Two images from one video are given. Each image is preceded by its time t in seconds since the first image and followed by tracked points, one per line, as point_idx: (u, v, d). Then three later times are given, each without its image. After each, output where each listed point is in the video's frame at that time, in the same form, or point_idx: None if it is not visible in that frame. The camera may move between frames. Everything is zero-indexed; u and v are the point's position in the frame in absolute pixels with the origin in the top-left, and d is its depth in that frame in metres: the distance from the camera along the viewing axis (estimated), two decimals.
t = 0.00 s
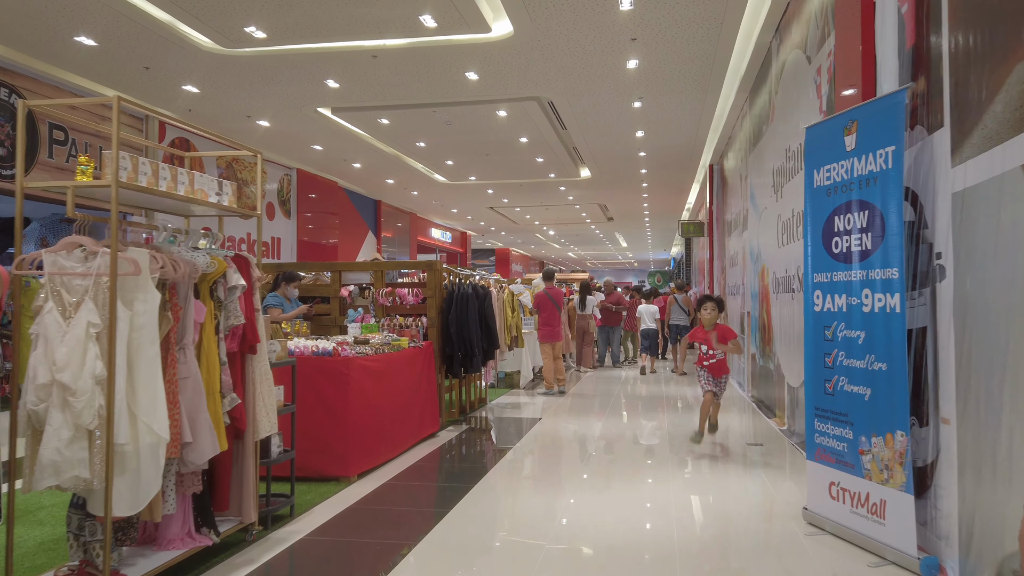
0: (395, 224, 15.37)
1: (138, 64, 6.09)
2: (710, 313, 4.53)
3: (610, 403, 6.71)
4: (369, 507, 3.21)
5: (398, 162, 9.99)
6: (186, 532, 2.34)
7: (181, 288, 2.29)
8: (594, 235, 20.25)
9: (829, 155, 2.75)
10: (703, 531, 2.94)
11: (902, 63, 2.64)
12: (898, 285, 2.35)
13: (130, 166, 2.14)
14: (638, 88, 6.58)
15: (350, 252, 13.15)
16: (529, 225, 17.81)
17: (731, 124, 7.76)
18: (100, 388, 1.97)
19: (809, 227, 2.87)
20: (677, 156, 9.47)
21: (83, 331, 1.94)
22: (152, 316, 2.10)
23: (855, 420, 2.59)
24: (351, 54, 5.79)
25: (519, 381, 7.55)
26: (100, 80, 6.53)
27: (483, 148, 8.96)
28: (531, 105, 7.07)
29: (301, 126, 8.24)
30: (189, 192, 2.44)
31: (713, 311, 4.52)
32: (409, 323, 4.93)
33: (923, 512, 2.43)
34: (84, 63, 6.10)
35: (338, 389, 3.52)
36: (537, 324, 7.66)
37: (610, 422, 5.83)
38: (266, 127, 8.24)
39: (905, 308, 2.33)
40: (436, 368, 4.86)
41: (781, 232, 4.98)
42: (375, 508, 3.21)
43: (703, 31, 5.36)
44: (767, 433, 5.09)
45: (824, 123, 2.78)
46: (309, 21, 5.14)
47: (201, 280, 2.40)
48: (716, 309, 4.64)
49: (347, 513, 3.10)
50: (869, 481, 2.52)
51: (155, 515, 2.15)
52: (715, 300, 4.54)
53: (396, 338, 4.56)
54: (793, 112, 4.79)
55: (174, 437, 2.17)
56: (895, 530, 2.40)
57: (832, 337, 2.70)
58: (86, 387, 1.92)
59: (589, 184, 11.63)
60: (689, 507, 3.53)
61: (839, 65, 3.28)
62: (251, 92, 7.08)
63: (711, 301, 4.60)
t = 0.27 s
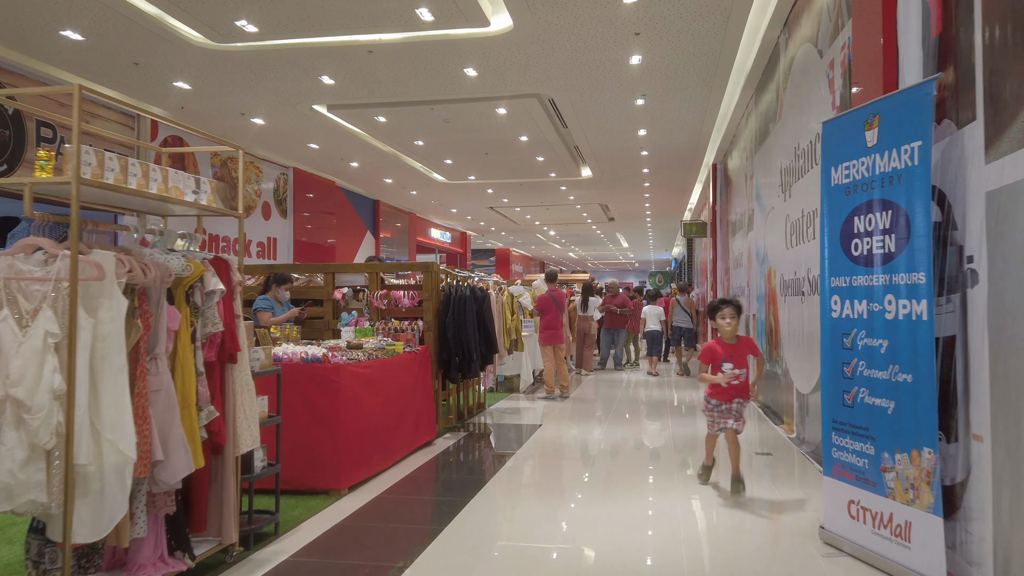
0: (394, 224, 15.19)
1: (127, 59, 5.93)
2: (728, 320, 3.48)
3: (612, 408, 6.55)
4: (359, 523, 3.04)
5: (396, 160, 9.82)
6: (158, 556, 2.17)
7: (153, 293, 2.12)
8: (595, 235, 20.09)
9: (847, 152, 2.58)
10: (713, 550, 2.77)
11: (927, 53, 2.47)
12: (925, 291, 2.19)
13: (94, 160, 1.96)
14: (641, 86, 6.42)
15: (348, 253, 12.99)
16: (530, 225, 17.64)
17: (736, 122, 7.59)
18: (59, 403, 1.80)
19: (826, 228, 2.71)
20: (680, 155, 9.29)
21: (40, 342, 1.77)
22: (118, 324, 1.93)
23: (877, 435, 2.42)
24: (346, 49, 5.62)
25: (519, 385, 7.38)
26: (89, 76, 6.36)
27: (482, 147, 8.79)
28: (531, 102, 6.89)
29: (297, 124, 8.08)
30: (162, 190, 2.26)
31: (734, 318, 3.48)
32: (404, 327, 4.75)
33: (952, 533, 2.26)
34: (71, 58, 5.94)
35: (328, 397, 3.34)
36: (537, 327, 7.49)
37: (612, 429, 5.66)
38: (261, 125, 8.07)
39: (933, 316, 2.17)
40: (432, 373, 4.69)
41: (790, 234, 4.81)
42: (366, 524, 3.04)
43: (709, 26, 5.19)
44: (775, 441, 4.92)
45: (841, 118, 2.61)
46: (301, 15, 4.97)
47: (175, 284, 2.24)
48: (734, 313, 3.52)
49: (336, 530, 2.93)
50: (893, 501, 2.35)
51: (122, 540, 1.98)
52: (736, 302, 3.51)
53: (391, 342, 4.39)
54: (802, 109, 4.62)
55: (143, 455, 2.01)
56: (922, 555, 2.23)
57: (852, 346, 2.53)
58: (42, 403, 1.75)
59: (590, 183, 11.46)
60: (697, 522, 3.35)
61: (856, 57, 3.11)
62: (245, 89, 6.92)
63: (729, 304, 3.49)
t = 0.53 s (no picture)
0: (391, 221, 15.03)
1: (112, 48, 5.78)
2: (765, 317, 2.39)
3: (611, 407, 6.39)
4: (344, 527, 2.88)
5: (392, 156, 9.67)
6: (121, 565, 2.01)
7: (114, 281, 1.97)
8: (595, 234, 19.94)
9: (861, 133, 2.42)
10: (717, 557, 2.61)
11: (947, 27, 2.31)
12: (948, 279, 2.03)
13: (47, 136, 1.81)
14: (640, 77, 6.27)
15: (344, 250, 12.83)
16: (528, 223, 17.48)
17: (737, 116, 7.43)
18: (4, 400, 1.64)
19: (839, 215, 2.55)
20: (680, 150, 9.14)
21: None
22: (71, 314, 1.78)
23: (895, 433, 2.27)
24: (336, 38, 5.47)
25: (516, 384, 7.22)
26: (74, 66, 6.21)
27: (479, 141, 8.64)
28: (528, 94, 6.74)
29: (289, 117, 7.93)
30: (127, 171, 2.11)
31: (778, 318, 2.38)
32: (396, 322, 4.57)
33: (977, 538, 2.10)
34: (55, 47, 5.78)
35: (313, 395, 3.18)
36: (535, 324, 7.32)
37: (611, 429, 5.51)
38: (252, 118, 7.91)
39: (956, 306, 2.01)
40: (425, 370, 4.52)
41: (795, 227, 4.65)
42: (351, 529, 2.88)
43: (711, 13, 5.03)
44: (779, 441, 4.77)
45: (855, 97, 2.45)
46: (290, 1, 4.82)
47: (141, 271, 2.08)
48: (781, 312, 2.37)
49: (319, 535, 2.77)
50: (912, 504, 2.19)
51: (78, 548, 1.83)
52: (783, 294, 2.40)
53: (381, 338, 4.23)
54: (807, 98, 4.47)
55: (101, 455, 1.85)
56: (943, 562, 2.08)
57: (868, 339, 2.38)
58: None
59: (589, 180, 11.30)
60: (700, 527, 3.19)
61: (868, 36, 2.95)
62: (236, 80, 6.78)
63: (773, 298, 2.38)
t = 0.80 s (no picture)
0: (388, 219, 14.87)
1: (96, 35, 5.64)
2: (850, 306, 1.41)
3: (610, 406, 6.22)
4: (321, 534, 2.71)
5: (387, 151, 9.50)
6: None
7: (58, 269, 1.80)
8: (595, 232, 19.76)
9: (876, 111, 2.24)
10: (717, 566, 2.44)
11: None
12: (977, 268, 1.85)
13: None
14: (639, 67, 6.11)
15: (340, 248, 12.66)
16: (527, 221, 17.32)
17: (738, 109, 7.27)
18: None
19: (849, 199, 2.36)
20: (681, 145, 8.97)
21: None
22: (7, 304, 1.59)
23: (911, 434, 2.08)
24: (325, 26, 5.30)
25: (512, 383, 7.06)
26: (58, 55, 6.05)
27: (475, 135, 8.47)
28: (524, 85, 6.57)
29: (281, 110, 7.77)
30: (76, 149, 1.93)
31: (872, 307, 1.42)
32: (385, 318, 4.38)
33: (999, 550, 1.92)
34: (37, 34, 5.63)
35: (291, 394, 3.01)
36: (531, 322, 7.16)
37: (608, 429, 5.33)
38: (243, 110, 7.76)
39: (985, 297, 1.83)
40: (414, 368, 4.35)
41: (799, 220, 4.48)
42: (330, 536, 2.70)
43: None
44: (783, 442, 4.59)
45: (869, 74, 2.27)
46: None
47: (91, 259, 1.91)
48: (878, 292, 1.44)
49: (294, 543, 2.60)
50: (929, 512, 2.02)
51: (14, 564, 1.66)
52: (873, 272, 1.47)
53: (369, 335, 4.05)
54: (812, 85, 4.29)
55: (42, 460, 1.68)
56: None
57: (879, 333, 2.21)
58: None
59: (588, 176, 11.14)
60: (699, 533, 3.02)
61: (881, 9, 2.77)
62: (224, 71, 6.62)
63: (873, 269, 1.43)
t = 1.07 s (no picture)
0: (383, 217, 14.71)
1: (77, 26, 5.47)
2: None
3: (606, 407, 6.08)
4: (300, 545, 2.56)
5: (380, 147, 9.34)
6: None
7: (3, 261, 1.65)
8: (591, 231, 19.64)
9: (884, 94, 2.06)
10: None
11: None
12: (998, 259, 1.67)
13: None
14: (635, 60, 5.97)
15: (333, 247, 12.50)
16: (523, 219, 17.18)
17: (737, 103, 7.14)
18: None
19: (858, 189, 2.18)
20: (678, 141, 8.84)
21: None
22: None
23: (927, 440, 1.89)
24: (313, 16, 5.15)
25: (506, 383, 6.91)
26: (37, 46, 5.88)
27: (469, 131, 8.32)
28: (518, 79, 6.43)
29: (270, 105, 7.61)
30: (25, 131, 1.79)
31: None
32: (373, 318, 4.22)
33: None
34: (15, 24, 5.46)
35: (268, 396, 2.86)
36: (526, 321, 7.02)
37: (604, 430, 5.19)
38: (231, 105, 7.60)
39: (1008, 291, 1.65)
40: (404, 368, 4.19)
41: (800, 215, 4.35)
42: (308, 546, 2.55)
43: None
44: (784, 443, 4.45)
45: (876, 55, 2.09)
46: None
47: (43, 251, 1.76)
48: None
49: (269, 554, 2.45)
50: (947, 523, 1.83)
51: None
52: None
53: (356, 334, 3.90)
54: (814, 75, 4.16)
55: None
56: None
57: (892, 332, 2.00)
58: None
59: (584, 173, 11.00)
60: (698, 540, 2.88)
61: None
62: (211, 64, 6.47)
63: None
